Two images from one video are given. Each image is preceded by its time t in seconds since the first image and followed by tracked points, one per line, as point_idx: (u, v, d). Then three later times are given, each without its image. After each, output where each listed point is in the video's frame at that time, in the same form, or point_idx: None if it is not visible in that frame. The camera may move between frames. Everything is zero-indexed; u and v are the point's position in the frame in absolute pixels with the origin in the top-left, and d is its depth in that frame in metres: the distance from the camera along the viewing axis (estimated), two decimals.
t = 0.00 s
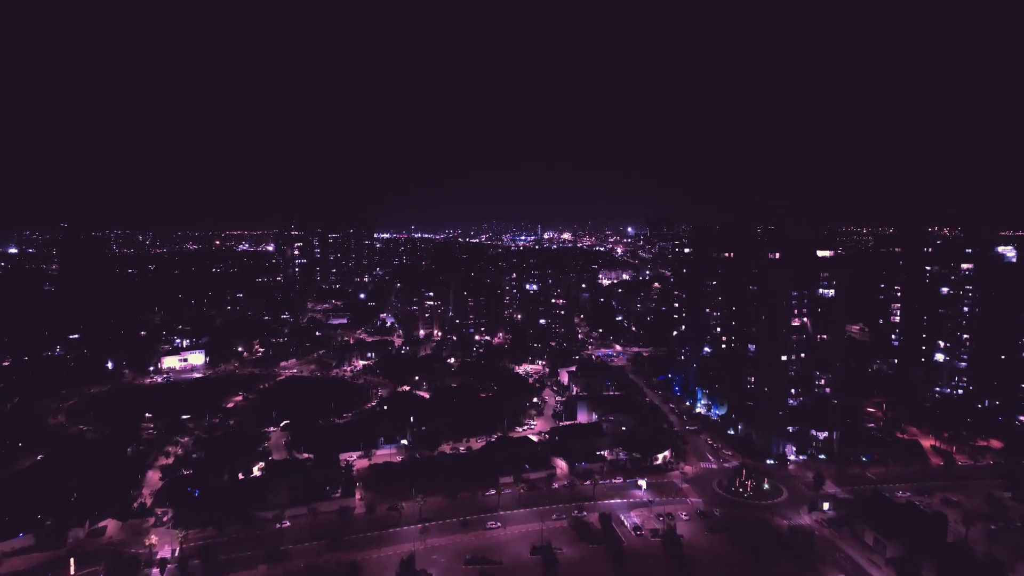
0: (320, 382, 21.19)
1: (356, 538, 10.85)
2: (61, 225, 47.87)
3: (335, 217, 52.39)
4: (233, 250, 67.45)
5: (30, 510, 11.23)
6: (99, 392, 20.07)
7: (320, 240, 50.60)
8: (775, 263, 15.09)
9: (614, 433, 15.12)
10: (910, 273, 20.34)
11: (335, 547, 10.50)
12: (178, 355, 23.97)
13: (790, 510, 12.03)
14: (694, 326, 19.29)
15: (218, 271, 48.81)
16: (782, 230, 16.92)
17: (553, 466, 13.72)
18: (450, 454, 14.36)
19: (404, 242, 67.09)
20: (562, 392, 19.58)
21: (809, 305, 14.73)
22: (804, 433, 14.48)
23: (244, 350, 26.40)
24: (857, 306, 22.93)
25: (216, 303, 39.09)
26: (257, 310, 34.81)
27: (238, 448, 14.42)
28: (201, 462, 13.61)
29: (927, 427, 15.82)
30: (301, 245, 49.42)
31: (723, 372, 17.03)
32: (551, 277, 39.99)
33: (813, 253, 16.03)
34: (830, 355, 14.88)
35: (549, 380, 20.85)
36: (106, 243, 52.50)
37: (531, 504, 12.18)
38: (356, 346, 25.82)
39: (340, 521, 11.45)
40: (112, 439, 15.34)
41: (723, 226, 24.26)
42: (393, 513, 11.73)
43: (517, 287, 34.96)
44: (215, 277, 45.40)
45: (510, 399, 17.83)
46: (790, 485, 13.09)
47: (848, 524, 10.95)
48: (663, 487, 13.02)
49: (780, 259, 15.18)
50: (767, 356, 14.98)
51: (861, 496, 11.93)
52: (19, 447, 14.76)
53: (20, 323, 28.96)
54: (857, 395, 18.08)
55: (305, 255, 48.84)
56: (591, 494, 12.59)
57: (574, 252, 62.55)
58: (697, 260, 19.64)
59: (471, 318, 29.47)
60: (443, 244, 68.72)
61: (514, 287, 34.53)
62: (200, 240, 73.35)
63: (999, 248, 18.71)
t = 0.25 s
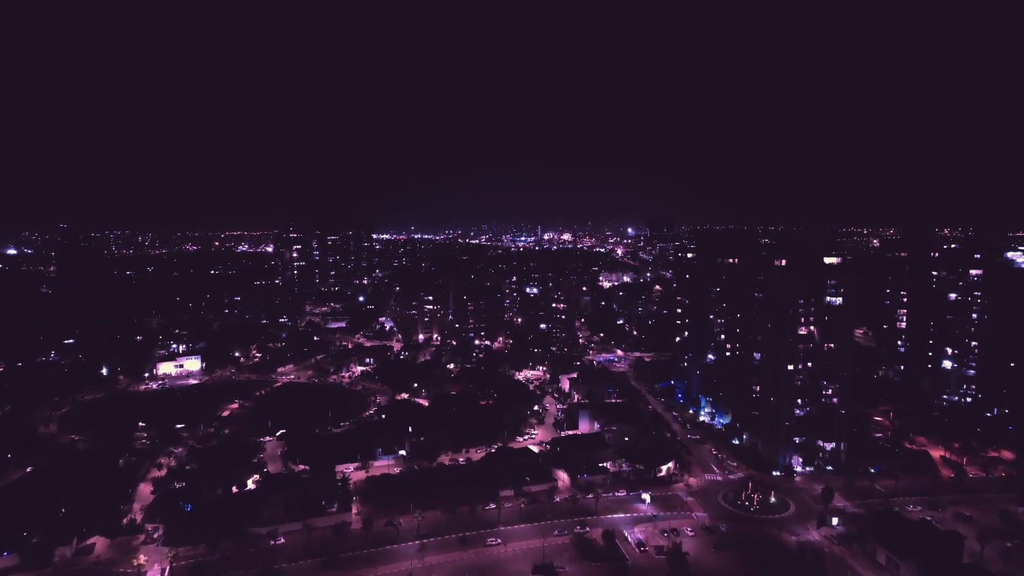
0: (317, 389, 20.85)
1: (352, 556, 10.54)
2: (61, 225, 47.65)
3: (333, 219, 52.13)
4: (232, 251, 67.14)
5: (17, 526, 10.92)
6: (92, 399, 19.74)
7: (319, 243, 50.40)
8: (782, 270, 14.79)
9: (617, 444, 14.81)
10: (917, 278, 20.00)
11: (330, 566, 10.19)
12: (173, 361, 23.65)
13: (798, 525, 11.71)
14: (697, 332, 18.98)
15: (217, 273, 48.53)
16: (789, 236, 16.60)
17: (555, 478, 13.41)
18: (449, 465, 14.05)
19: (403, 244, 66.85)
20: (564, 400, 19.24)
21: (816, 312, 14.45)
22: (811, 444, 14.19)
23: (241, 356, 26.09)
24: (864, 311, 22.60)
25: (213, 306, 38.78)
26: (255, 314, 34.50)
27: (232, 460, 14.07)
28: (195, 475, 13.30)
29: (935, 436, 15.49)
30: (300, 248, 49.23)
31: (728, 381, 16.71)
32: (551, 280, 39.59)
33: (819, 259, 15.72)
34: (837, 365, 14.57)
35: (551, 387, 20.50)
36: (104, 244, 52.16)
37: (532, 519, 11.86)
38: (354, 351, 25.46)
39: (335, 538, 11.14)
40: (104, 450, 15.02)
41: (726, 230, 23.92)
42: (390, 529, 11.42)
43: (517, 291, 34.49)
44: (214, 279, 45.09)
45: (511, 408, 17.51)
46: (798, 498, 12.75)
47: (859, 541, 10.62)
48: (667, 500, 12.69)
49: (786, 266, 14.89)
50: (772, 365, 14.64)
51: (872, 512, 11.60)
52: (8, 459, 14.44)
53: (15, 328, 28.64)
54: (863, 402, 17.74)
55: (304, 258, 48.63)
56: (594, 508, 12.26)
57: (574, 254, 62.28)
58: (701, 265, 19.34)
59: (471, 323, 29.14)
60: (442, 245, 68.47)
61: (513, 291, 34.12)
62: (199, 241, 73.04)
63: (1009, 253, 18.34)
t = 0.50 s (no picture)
0: (314, 396, 20.51)
1: None
2: (60, 225, 46.83)
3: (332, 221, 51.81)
4: (231, 253, 66.82)
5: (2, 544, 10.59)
6: (85, 407, 19.41)
7: (318, 245, 50.17)
8: (788, 277, 14.49)
9: (619, 455, 14.48)
10: (923, 283, 19.66)
11: None
12: (169, 367, 23.30)
13: (807, 541, 11.38)
14: (701, 339, 18.66)
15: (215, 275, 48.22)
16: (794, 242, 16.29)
17: (556, 492, 13.08)
18: (448, 477, 13.72)
19: (403, 245, 66.61)
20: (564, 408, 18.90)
21: (823, 321, 14.19)
22: (818, 455, 13.87)
23: (238, 361, 25.73)
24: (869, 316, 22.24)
25: (211, 310, 38.45)
26: (252, 318, 34.17)
27: (225, 472, 13.74)
28: (187, 488, 12.97)
29: (945, 447, 15.14)
30: (299, 250, 48.97)
31: (732, 389, 16.37)
32: (551, 283, 39.23)
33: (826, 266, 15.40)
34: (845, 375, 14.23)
35: (551, 395, 20.17)
36: (102, 246, 51.71)
37: (533, 535, 11.53)
38: (352, 357, 25.11)
39: (331, 556, 10.81)
40: (95, 460, 14.68)
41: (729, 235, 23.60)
42: (388, 545, 11.10)
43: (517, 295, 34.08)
44: (212, 281, 44.75)
45: (511, 416, 17.18)
46: (806, 512, 12.41)
47: (871, 560, 10.29)
48: (672, 515, 12.36)
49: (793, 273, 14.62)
50: (778, 374, 14.32)
51: (883, 529, 11.26)
52: None
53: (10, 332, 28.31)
54: (870, 411, 17.39)
55: (303, 260, 48.45)
56: (597, 523, 11.92)
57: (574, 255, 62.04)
58: (705, 270, 19.02)
59: (471, 327, 28.80)
60: (442, 247, 68.22)
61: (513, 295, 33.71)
62: (198, 242, 72.73)
63: (1018, 259, 18.07)
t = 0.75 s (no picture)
0: (311, 403, 20.19)
1: None
2: (59, 226, 46.21)
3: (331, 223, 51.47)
4: (230, 254, 66.45)
5: None
6: (79, 415, 19.10)
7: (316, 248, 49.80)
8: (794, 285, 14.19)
9: (622, 466, 14.18)
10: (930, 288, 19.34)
11: None
12: (164, 374, 22.98)
13: (816, 558, 11.07)
14: (704, 345, 18.36)
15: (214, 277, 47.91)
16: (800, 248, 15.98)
17: (558, 505, 12.78)
18: (446, 489, 13.42)
19: (402, 246, 66.28)
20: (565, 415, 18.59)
21: (831, 330, 13.87)
22: (825, 467, 13.57)
23: (235, 367, 25.40)
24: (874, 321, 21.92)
25: (209, 314, 38.13)
26: (250, 322, 33.82)
27: (219, 484, 13.43)
28: (180, 501, 12.67)
29: (955, 457, 14.82)
30: (297, 253, 48.69)
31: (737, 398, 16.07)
32: (552, 286, 38.88)
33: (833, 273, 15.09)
34: (854, 384, 13.89)
35: (552, 402, 19.84)
36: (100, 247, 51.38)
37: (534, 551, 11.23)
38: (350, 362, 24.79)
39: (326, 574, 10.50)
40: (86, 472, 14.37)
41: (733, 239, 23.27)
42: (385, 562, 10.80)
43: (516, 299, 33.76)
44: (211, 283, 44.41)
45: (511, 425, 16.87)
46: (813, 527, 12.09)
47: None
48: (676, 530, 12.03)
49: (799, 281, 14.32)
50: (784, 384, 14.03)
51: (894, 546, 10.96)
52: None
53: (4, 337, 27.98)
54: (877, 419, 17.06)
55: (301, 263, 48.21)
56: (599, 539, 11.61)
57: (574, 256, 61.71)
58: (708, 276, 18.74)
59: (470, 332, 28.48)
60: (441, 248, 67.91)
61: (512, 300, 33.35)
62: (197, 243, 72.38)
63: None
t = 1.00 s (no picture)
0: (309, 411, 19.84)
1: None
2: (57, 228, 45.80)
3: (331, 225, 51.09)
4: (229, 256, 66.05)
5: None
6: (71, 424, 18.75)
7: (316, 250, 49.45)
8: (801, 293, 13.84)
9: (625, 479, 13.85)
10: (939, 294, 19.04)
11: None
12: (160, 381, 22.66)
13: None
14: (709, 353, 18.01)
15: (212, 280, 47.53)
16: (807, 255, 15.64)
17: (559, 520, 12.44)
18: (445, 503, 13.08)
19: (402, 248, 65.93)
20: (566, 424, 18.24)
21: (839, 339, 13.52)
22: (833, 480, 13.24)
23: (232, 372, 25.05)
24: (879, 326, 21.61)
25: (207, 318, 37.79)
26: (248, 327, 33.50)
27: (212, 497, 13.10)
28: (171, 516, 12.35)
29: (965, 468, 14.51)
30: (296, 256, 48.34)
31: (742, 408, 15.73)
32: (552, 290, 38.53)
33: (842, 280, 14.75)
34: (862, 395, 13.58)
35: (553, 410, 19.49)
36: (98, 249, 51.01)
37: (536, 569, 10.90)
38: (349, 368, 24.47)
39: None
40: (77, 484, 14.03)
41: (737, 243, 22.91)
42: None
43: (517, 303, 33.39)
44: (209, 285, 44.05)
45: (512, 435, 16.54)
46: (822, 543, 11.78)
47: None
48: (681, 545, 11.71)
49: (807, 289, 13.96)
50: (792, 395, 13.68)
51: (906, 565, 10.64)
52: None
53: None
54: (885, 428, 16.73)
55: (300, 265, 47.88)
56: (603, 556, 11.28)
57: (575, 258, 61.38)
58: (712, 282, 18.41)
59: (470, 337, 28.13)
60: (441, 249, 67.55)
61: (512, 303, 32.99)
62: (196, 244, 72.00)
63: None
